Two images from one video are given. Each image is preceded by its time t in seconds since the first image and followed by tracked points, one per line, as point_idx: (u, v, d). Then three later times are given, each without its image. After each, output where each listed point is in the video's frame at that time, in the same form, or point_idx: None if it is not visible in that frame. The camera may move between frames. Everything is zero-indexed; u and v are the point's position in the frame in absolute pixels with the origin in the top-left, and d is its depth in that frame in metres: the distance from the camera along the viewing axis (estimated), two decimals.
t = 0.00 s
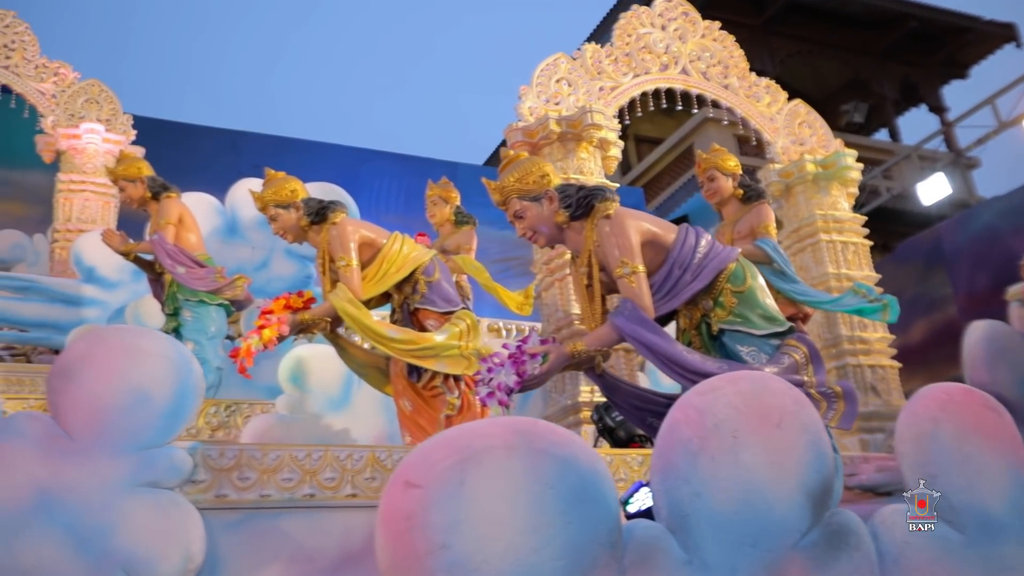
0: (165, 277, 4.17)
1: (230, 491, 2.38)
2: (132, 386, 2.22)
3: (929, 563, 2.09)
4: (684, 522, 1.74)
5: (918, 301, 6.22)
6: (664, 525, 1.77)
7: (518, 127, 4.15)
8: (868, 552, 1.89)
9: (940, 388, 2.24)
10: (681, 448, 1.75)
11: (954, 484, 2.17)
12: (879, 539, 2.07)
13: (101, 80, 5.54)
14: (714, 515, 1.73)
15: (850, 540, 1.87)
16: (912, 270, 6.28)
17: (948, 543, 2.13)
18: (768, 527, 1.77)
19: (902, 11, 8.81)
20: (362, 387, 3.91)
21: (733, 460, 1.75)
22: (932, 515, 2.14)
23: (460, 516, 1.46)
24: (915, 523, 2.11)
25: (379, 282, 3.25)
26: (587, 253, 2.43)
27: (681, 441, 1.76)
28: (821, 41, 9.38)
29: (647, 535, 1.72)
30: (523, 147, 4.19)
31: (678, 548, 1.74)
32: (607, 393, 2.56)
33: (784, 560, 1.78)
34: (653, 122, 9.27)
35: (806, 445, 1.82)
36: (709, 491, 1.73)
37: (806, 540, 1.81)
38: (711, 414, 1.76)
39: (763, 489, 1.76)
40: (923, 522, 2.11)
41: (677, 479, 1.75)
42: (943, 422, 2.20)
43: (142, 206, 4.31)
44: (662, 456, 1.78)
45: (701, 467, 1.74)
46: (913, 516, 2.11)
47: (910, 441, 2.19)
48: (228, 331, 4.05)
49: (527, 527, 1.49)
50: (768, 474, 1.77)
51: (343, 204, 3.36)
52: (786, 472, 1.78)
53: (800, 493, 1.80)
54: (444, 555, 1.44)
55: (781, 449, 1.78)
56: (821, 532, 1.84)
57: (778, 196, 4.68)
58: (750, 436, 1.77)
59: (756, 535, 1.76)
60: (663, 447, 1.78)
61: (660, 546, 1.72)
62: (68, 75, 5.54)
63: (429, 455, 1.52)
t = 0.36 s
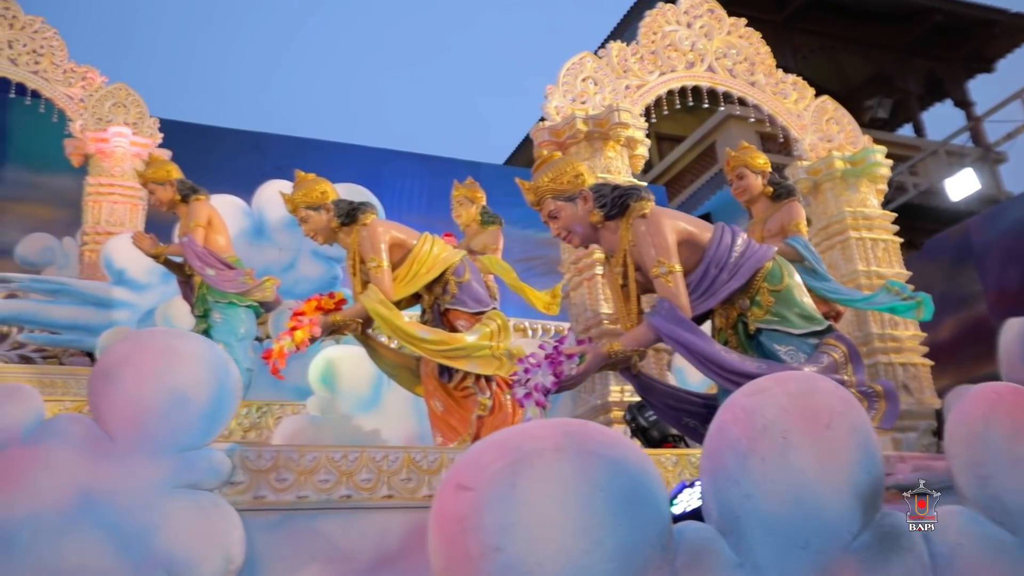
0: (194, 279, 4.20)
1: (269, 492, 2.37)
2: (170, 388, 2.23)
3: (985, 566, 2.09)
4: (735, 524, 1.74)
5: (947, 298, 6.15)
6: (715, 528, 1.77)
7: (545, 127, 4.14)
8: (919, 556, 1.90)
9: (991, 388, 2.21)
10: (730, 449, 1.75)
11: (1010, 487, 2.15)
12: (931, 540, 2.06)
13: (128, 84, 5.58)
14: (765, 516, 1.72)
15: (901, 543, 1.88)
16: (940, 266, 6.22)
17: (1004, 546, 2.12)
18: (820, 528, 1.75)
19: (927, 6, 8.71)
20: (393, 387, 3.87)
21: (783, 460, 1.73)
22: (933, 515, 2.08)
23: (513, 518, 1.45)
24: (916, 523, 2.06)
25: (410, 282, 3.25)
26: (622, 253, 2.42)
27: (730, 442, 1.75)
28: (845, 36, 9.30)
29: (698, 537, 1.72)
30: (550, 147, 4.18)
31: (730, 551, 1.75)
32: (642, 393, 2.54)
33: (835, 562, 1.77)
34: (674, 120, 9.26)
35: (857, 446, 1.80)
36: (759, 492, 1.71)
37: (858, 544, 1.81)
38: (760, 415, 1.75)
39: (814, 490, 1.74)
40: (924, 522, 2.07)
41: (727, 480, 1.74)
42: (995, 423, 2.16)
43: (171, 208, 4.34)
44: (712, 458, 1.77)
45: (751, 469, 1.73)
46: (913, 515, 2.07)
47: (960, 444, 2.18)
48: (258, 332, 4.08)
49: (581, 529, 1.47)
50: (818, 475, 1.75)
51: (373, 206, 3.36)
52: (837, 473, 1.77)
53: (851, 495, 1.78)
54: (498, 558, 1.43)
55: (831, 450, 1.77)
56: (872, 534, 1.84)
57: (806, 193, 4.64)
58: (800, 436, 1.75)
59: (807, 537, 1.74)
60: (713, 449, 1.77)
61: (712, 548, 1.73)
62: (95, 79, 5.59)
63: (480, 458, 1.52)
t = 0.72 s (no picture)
0: (228, 281, 4.23)
1: (311, 494, 2.38)
2: (214, 391, 2.25)
3: None
4: (792, 527, 1.77)
5: (982, 294, 6.07)
6: (772, 530, 1.81)
7: (575, 126, 4.12)
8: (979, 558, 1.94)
9: None
10: (787, 451, 1.78)
11: None
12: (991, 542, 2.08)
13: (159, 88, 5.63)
14: (823, 518, 1.76)
15: (962, 544, 1.92)
16: (975, 262, 6.14)
17: None
18: (878, 529, 1.79)
19: None
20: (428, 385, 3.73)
21: (840, 463, 1.77)
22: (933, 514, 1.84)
23: (571, 522, 1.52)
24: (915, 523, 1.83)
25: (445, 284, 3.26)
26: (662, 252, 2.41)
27: (787, 444, 1.78)
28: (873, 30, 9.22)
29: (756, 540, 1.77)
30: (581, 146, 4.16)
31: (788, 554, 1.79)
32: (682, 393, 2.51)
33: (894, 563, 1.82)
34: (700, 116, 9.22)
35: (913, 446, 1.83)
36: (816, 495, 1.75)
37: (916, 545, 1.85)
38: (815, 416, 1.79)
39: (870, 491, 1.78)
40: (923, 523, 1.83)
41: (784, 482, 1.77)
42: None
43: (204, 211, 4.37)
44: (768, 460, 1.80)
45: (809, 470, 1.76)
46: (912, 516, 1.82)
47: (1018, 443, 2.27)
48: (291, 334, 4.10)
49: (638, 532, 1.54)
50: (875, 477, 1.79)
51: (406, 207, 3.36)
52: (894, 474, 1.80)
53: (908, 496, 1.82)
54: (558, 561, 1.50)
55: (887, 451, 1.80)
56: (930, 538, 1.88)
57: (839, 190, 4.58)
58: (856, 439, 1.79)
59: (863, 538, 1.78)
60: (769, 451, 1.80)
61: (770, 550, 1.78)
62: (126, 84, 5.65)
63: (538, 461, 1.58)
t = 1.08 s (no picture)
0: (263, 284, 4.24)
1: (356, 496, 2.39)
2: (260, 394, 2.26)
3: None
4: (856, 529, 1.77)
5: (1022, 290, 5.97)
6: (835, 533, 1.79)
7: (609, 125, 4.11)
8: None
9: None
10: (849, 453, 1.79)
11: None
12: None
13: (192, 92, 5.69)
14: (888, 520, 1.76)
15: None
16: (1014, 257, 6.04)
17: None
18: (943, 531, 1.79)
19: None
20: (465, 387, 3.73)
21: (905, 463, 1.78)
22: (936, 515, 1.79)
23: (634, 526, 1.55)
24: (915, 523, 1.78)
25: (483, 284, 3.26)
26: (706, 251, 2.38)
27: (850, 445, 1.79)
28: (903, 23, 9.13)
29: (819, 544, 1.74)
30: (615, 145, 4.14)
31: (853, 557, 1.77)
32: (727, 393, 2.48)
33: (963, 565, 1.82)
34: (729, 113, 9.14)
35: (978, 447, 1.83)
36: (881, 496, 1.76)
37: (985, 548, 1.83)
38: (878, 417, 1.80)
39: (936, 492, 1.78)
40: (923, 523, 1.78)
41: (847, 484, 1.78)
42: None
43: (239, 214, 4.39)
44: (830, 462, 1.80)
45: (873, 472, 1.77)
46: (912, 516, 1.77)
47: None
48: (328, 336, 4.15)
49: (700, 535, 1.57)
50: (940, 477, 1.79)
51: (443, 208, 3.36)
52: (959, 475, 1.81)
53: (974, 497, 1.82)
54: (621, 564, 1.53)
55: (952, 452, 1.81)
56: (1001, 541, 1.85)
57: (876, 185, 4.52)
58: (920, 439, 1.80)
59: (928, 539, 1.79)
60: (831, 452, 1.81)
61: (834, 554, 1.75)
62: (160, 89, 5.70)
63: (599, 464, 1.61)
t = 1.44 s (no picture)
0: (301, 285, 4.27)
1: (403, 497, 2.39)
2: (308, 396, 2.28)
3: None
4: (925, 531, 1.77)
5: None
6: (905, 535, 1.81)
7: (645, 122, 4.09)
8: None
9: None
10: (915, 453, 1.80)
11: None
12: None
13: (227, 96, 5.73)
14: (956, 522, 1.75)
15: None
16: None
17: None
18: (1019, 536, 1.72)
19: None
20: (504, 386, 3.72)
21: (971, 462, 1.76)
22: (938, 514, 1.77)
23: (699, 526, 1.57)
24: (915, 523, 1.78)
25: (523, 283, 3.26)
26: (753, 248, 2.36)
27: (915, 445, 1.81)
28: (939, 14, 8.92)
29: (887, 543, 1.77)
30: (651, 142, 4.12)
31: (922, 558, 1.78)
32: (775, 392, 2.45)
33: None
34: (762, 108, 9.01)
35: None
36: (948, 497, 1.75)
37: None
38: (946, 416, 1.80)
39: (1009, 494, 1.74)
40: (923, 524, 1.77)
41: (915, 485, 1.78)
42: None
43: (277, 216, 4.41)
44: (898, 464, 1.82)
45: (939, 471, 1.77)
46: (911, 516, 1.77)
47: None
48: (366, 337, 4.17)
49: (767, 535, 1.57)
50: (1014, 479, 1.75)
51: (482, 208, 3.36)
52: None
53: None
54: (688, 565, 1.55)
55: None
56: None
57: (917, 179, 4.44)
58: (989, 439, 1.77)
59: (1003, 546, 1.72)
60: (898, 453, 1.83)
61: (903, 555, 1.77)
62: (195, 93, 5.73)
63: (662, 466, 1.66)
